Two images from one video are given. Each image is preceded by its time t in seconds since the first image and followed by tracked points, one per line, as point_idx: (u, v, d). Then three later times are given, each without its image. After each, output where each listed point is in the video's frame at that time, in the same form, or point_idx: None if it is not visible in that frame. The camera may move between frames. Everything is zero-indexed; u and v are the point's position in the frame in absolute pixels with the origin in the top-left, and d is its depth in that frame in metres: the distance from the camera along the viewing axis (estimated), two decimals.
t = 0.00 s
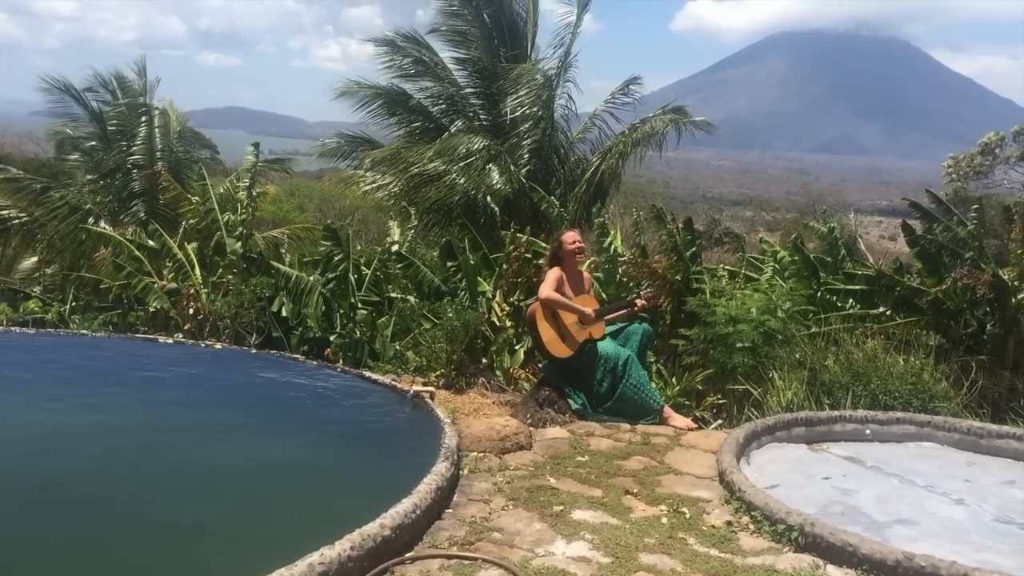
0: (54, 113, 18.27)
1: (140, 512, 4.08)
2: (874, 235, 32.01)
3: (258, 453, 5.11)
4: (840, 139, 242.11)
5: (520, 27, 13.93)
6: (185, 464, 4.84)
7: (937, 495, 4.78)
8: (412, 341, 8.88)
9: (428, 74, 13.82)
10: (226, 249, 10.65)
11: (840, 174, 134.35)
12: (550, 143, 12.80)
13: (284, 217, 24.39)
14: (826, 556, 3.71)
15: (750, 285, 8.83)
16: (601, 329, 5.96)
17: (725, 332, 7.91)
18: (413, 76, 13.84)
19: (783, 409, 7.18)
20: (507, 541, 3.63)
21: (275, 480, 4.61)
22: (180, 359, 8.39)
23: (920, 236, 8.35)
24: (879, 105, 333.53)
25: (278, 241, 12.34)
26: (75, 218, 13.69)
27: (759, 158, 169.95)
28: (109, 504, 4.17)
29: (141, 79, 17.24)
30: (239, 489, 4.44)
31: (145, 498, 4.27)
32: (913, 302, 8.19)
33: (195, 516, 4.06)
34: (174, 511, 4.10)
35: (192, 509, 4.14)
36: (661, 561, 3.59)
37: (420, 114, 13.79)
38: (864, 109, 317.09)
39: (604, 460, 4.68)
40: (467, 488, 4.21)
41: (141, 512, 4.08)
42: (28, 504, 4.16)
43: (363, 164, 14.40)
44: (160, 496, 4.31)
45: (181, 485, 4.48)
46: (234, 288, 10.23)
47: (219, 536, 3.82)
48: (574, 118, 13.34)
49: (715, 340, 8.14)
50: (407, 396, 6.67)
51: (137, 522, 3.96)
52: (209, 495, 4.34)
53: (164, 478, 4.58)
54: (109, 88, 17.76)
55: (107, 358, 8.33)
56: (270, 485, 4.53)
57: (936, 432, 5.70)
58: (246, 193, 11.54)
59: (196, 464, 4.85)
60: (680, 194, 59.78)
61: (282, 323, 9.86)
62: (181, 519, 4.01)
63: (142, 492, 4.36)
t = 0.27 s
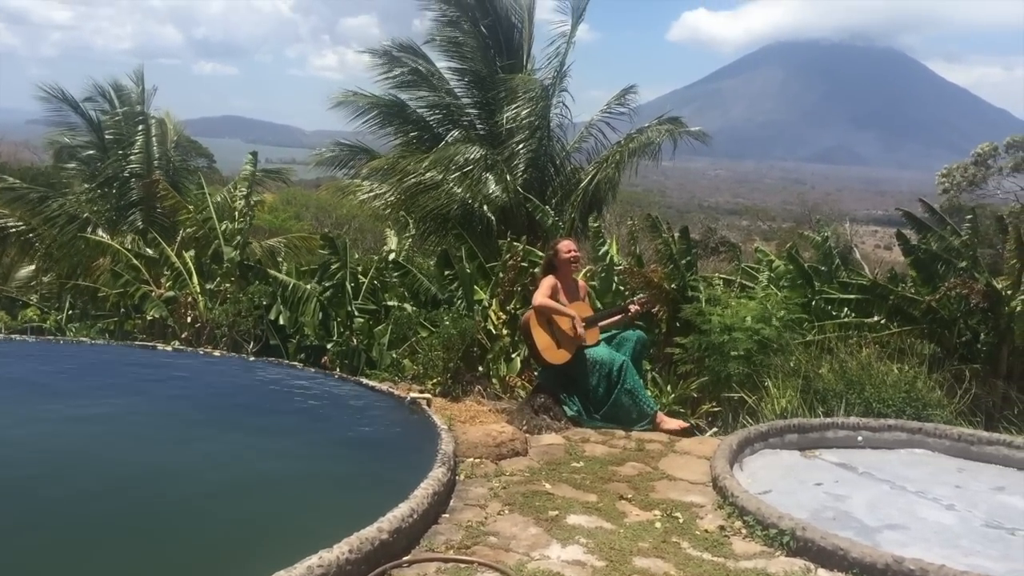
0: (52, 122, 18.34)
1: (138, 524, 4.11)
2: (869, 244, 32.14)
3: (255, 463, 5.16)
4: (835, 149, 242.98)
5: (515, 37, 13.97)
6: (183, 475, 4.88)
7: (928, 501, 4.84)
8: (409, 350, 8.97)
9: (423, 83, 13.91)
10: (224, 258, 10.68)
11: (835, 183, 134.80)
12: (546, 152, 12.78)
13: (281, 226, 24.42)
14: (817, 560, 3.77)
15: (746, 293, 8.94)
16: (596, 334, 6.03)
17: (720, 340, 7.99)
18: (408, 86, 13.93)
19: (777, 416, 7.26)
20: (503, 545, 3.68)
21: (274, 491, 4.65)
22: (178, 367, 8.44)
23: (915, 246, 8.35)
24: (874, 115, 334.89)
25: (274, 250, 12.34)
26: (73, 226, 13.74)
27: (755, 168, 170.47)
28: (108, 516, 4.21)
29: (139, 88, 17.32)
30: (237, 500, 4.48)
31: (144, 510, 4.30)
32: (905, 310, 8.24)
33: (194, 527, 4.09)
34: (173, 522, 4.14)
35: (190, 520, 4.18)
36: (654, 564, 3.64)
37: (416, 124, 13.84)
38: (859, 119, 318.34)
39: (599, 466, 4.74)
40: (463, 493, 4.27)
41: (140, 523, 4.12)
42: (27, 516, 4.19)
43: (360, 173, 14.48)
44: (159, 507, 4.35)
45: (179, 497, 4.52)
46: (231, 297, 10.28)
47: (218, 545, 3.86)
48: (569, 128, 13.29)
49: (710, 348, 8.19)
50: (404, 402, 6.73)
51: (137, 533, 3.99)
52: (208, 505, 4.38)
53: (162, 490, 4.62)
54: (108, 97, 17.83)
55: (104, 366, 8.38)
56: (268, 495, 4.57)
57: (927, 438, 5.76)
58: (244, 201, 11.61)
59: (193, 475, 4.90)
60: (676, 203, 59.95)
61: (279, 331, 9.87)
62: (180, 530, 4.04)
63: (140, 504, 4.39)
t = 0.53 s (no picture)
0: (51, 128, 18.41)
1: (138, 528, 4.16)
2: (866, 252, 32.23)
3: (252, 466, 5.21)
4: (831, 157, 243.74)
5: (512, 46, 14.06)
6: (181, 479, 4.93)
7: (918, 505, 4.91)
8: (406, 356, 8.97)
9: (419, 92, 14.01)
10: (222, 264, 10.68)
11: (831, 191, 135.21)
12: (542, 160, 12.84)
13: (278, 233, 24.47)
14: (807, 561, 3.83)
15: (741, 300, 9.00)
16: (591, 340, 6.08)
17: (716, 347, 8.07)
18: (405, 95, 14.02)
19: (771, 423, 7.33)
20: (498, 546, 3.74)
21: (272, 495, 4.69)
22: (176, 372, 8.49)
23: (910, 255, 8.42)
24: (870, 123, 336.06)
25: (271, 256, 12.34)
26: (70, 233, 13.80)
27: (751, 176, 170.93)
28: (108, 520, 4.26)
29: (137, 95, 17.41)
30: (235, 504, 4.53)
31: (143, 514, 4.35)
32: (900, 319, 8.33)
33: (193, 531, 4.14)
34: (172, 526, 4.19)
35: (190, 524, 4.22)
36: (647, 566, 3.70)
37: (413, 132, 13.90)
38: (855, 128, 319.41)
39: (593, 469, 4.80)
40: (459, 496, 4.32)
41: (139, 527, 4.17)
42: (28, 520, 4.23)
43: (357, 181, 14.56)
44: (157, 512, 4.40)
45: (178, 501, 4.57)
46: (229, 303, 10.33)
47: (217, 549, 3.91)
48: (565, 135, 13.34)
49: (705, 354, 8.27)
50: (401, 408, 6.79)
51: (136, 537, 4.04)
52: (206, 510, 4.43)
53: (160, 494, 4.66)
54: (106, 104, 17.93)
55: (102, 371, 8.42)
56: (267, 499, 4.62)
57: (918, 443, 5.83)
58: (242, 208, 11.67)
59: (192, 479, 4.94)
60: (673, 211, 60.11)
61: (277, 337, 10.01)
62: (179, 534, 4.09)
63: (140, 508, 4.44)
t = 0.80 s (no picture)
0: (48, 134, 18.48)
1: (137, 525, 4.21)
2: (861, 260, 32.35)
3: (250, 467, 5.26)
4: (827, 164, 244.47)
5: (508, 53, 14.16)
6: (180, 478, 4.98)
7: (907, 506, 4.98)
8: (402, 361, 9.00)
9: (415, 99, 14.08)
10: (220, 270, 10.71)
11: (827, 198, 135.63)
12: (539, 168, 13.02)
13: (275, 240, 24.52)
14: (797, 560, 3.89)
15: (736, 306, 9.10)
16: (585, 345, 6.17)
17: (711, 353, 8.15)
18: (402, 102, 14.07)
19: (764, 427, 7.41)
20: (493, 545, 3.80)
21: (269, 493, 4.75)
22: (174, 375, 8.54)
23: (904, 262, 8.47)
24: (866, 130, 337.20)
25: (269, 262, 12.39)
26: (68, 238, 13.85)
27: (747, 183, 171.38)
28: (107, 517, 4.30)
29: (134, 101, 17.49)
30: (233, 504, 4.58)
31: (142, 512, 4.40)
32: (895, 325, 8.50)
33: (192, 529, 4.19)
34: (171, 524, 4.24)
35: (190, 522, 4.27)
36: (640, 564, 3.77)
37: (410, 138, 13.99)
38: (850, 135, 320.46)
39: (587, 471, 4.86)
40: (455, 496, 4.39)
41: (139, 525, 4.22)
42: (27, 518, 4.27)
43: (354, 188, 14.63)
44: (158, 510, 4.45)
45: (177, 499, 4.62)
46: (227, 307, 10.39)
47: (216, 547, 3.96)
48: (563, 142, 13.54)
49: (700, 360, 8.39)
50: (398, 411, 6.86)
51: (136, 534, 4.09)
52: (206, 508, 4.48)
53: (159, 493, 4.71)
54: (104, 110, 18.01)
55: (100, 375, 8.47)
56: (264, 498, 4.67)
57: (909, 446, 5.91)
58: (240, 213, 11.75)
59: (190, 478, 5.00)
60: (668, 218, 60.29)
61: (274, 342, 10.08)
62: (178, 532, 4.15)
63: (139, 506, 4.50)
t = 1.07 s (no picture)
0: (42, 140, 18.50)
1: (133, 528, 4.25)
2: (853, 265, 32.50)
3: (245, 469, 5.31)
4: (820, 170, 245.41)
5: (502, 60, 14.23)
6: (175, 481, 5.03)
7: (895, 506, 5.05)
8: (396, 365, 9.05)
9: (408, 106, 14.16)
10: (214, 275, 10.77)
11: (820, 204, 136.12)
12: (533, 174, 13.12)
13: (269, 245, 24.54)
14: (785, 560, 3.96)
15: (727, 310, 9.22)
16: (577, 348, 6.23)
17: (703, 358, 8.25)
18: (396, 108, 14.18)
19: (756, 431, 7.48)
20: (486, 545, 3.85)
21: (264, 495, 4.80)
22: (168, 379, 8.57)
23: (895, 269, 8.62)
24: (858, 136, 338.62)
25: (263, 268, 12.43)
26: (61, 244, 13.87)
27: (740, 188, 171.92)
28: (104, 520, 4.34)
29: (128, 107, 17.53)
30: (230, 505, 4.63)
31: (138, 514, 4.43)
32: (886, 330, 8.53)
33: (188, 531, 4.24)
34: (168, 526, 4.28)
35: (186, 524, 4.32)
36: (631, 564, 3.83)
37: (404, 144, 14.09)
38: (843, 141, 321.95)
39: (579, 473, 4.92)
40: (448, 497, 4.44)
41: (136, 526, 4.27)
42: (24, 521, 4.30)
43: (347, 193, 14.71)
44: (154, 512, 4.49)
45: (173, 501, 4.66)
46: (221, 312, 10.44)
47: (212, 548, 4.01)
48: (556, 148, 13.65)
49: (692, 364, 8.49)
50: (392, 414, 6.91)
51: (133, 537, 4.13)
52: (202, 510, 4.53)
53: (155, 495, 4.76)
54: (98, 117, 18.05)
55: (94, 379, 8.50)
56: (260, 500, 4.72)
57: (897, 448, 5.98)
58: (234, 219, 11.81)
59: (186, 481, 5.04)
60: (662, 224, 60.49)
61: (268, 347, 10.12)
62: (174, 534, 4.19)
63: (135, 508, 4.54)
